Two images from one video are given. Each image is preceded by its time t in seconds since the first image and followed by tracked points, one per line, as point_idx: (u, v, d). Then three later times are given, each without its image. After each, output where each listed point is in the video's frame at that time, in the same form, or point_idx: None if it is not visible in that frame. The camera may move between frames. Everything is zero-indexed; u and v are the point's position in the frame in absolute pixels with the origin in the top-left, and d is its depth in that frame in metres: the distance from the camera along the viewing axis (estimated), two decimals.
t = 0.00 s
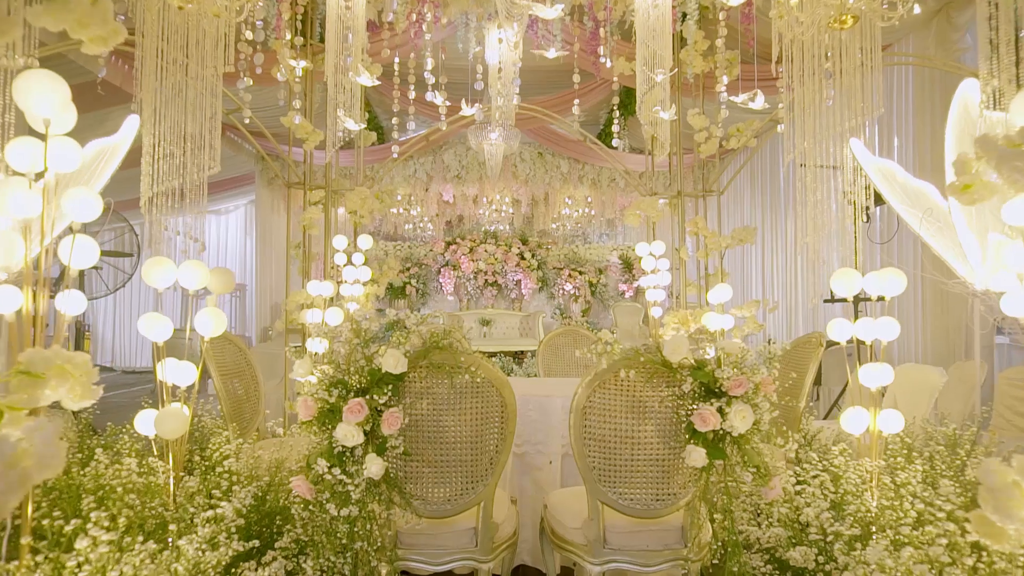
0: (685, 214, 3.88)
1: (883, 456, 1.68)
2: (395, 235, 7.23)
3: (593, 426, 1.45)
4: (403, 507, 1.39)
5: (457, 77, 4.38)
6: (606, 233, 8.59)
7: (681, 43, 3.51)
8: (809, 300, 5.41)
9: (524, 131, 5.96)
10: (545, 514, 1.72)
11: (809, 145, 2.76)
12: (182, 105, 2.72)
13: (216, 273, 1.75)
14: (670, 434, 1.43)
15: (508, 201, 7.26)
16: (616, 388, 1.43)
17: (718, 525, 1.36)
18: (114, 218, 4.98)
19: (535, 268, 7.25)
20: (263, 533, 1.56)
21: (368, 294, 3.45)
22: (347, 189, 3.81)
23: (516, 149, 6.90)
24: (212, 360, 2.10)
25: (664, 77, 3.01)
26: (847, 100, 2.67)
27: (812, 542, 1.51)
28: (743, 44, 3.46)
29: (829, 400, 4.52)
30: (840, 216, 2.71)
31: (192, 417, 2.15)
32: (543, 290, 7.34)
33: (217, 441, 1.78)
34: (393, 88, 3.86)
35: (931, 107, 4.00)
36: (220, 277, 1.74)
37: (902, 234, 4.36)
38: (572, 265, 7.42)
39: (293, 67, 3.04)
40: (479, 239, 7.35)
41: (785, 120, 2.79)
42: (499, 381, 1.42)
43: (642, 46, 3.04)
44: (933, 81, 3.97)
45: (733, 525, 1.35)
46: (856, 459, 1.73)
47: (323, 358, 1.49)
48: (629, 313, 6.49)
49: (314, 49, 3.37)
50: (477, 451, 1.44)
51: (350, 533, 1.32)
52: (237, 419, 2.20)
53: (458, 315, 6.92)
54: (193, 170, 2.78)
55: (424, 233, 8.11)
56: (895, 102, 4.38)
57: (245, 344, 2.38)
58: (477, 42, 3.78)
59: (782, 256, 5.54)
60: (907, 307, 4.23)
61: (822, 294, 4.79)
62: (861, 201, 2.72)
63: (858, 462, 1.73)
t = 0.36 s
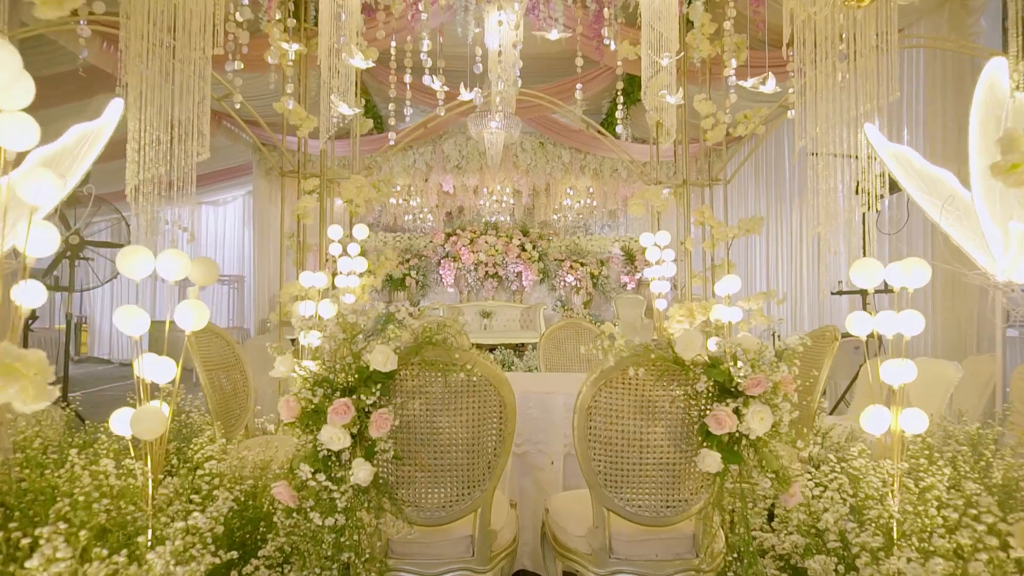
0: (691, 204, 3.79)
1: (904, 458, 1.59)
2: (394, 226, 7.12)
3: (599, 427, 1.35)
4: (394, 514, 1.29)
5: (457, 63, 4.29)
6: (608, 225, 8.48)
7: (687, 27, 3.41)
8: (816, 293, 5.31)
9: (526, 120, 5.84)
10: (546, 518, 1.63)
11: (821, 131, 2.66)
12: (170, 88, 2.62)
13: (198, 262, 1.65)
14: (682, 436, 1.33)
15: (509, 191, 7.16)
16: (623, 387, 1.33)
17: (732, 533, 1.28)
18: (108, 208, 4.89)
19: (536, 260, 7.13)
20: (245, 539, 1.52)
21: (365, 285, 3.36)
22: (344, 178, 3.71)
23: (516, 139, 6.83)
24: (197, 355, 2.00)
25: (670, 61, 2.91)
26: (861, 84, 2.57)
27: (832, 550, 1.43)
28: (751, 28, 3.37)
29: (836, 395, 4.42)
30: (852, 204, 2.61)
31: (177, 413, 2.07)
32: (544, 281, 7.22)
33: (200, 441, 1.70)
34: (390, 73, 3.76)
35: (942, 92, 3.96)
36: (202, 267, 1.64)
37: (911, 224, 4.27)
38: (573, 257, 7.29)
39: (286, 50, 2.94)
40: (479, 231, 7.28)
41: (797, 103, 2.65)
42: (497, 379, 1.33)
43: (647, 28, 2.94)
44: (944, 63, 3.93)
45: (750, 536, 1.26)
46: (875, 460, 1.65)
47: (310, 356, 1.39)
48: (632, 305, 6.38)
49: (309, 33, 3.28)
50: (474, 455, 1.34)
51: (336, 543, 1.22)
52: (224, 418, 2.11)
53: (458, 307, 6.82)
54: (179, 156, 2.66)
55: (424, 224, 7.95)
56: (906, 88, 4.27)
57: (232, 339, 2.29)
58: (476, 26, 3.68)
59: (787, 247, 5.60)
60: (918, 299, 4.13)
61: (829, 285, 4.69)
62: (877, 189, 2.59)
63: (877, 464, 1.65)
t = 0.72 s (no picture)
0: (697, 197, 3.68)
1: (927, 465, 1.49)
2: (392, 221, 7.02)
3: (605, 434, 1.25)
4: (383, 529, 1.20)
5: (456, 51, 4.18)
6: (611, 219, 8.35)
7: (693, 15, 3.31)
8: (822, 288, 5.23)
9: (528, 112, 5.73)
10: (547, 530, 1.55)
11: (835, 120, 2.54)
12: (156, 75, 2.52)
13: (176, 255, 1.54)
14: (694, 446, 1.24)
15: (510, 185, 7.11)
16: (632, 392, 1.23)
17: (748, 550, 1.19)
18: (101, 202, 4.79)
19: (537, 255, 7.02)
20: (223, 555, 1.44)
21: (363, 280, 3.26)
22: (340, 170, 3.61)
23: (517, 133, 6.85)
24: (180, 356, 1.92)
25: (677, 49, 2.80)
26: (877, 71, 2.47)
27: (853, 565, 1.34)
28: (759, 15, 3.26)
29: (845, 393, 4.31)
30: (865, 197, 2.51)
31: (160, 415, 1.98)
32: (546, 277, 7.10)
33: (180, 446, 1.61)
34: (387, 62, 3.66)
35: (955, 78, 3.88)
36: (182, 259, 1.54)
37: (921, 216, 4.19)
38: (575, 252, 7.18)
39: (278, 37, 2.84)
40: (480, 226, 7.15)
41: (809, 91, 2.55)
42: (494, 384, 1.23)
43: (654, 15, 2.83)
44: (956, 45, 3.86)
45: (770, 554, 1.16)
46: (895, 467, 1.56)
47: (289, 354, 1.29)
48: (635, 301, 6.26)
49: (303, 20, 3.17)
50: (470, 465, 1.24)
51: (320, 562, 1.12)
52: (207, 422, 2.03)
53: (459, 303, 6.72)
54: (166, 147, 2.54)
55: (425, 219, 7.66)
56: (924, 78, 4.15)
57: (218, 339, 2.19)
58: (476, 14, 3.57)
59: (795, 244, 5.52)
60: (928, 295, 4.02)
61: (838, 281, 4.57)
62: (892, 181, 2.49)
63: (898, 472, 1.56)
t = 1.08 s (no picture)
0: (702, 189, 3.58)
1: (953, 472, 1.40)
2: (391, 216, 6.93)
3: (609, 440, 1.17)
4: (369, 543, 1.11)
5: (455, 40, 4.07)
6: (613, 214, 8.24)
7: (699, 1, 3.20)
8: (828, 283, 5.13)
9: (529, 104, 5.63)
10: (548, 540, 1.47)
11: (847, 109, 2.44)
12: (142, 63, 2.42)
13: (153, 250, 1.44)
14: (706, 454, 1.15)
15: (511, 179, 7.01)
16: (640, 396, 1.15)
17: (766, 566, 1.10)
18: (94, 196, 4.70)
19: (539, 250, 6.91)
20: (198, 568, 1.35)
21: (358, 275, 3.17)
22: (335, 163, 3.52)
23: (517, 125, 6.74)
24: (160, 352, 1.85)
25: (683, 36, 2.70)
26: (892, 58, 2.37)
27: None
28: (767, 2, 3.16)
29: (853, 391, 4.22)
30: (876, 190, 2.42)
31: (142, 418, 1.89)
32: (547, 272, 7.00)
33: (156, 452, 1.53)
34: (383, 51, 3.56)
35: (968, 65, 3.79)
36: (159, 253, 1.43)
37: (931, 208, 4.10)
38: (577, 247, 7.08)
39: (269, 25, 2.74)
40: (482, 220, 7.07)
41: (821, 79, 2.45)
42: (489, 387, 1.14)
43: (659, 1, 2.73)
44: (969, 27, 3.79)
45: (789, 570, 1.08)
46: (916, 473, 1.47)
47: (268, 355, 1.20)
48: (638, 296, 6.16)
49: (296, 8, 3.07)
50: (464, 474, 1.16)
51: None
52: (190, 422, 1.94)
53: (459, 298, 6.62)
54: (152, 137, 2.45)
55: (425, 214, 7.59)
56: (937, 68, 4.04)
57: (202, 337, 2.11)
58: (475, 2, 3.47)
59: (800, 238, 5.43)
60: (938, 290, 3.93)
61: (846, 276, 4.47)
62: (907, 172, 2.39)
63: (920, 478, 1.47)
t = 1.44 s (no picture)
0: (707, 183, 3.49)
1: (982, 481, 1.31)
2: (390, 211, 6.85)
3: (617, 447, 1.09)
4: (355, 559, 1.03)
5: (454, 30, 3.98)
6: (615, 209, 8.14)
7: None
8: (835, 278, 5.05)
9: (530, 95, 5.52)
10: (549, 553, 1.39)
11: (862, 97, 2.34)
12: (127, 49, 2.33)
13: (129, 240, 1.32)
14: (722, 463, 1.06)
15: (512, 174, 6.92)
16: (650, 400, 1.06)
17: None
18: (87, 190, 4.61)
19: (541, 246, 6.79)
20: None
21: (354, 271, 3.08)
22: (332, 155, 3.43)
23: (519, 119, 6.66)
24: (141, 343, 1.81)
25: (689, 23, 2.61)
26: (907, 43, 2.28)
27: None
28: None
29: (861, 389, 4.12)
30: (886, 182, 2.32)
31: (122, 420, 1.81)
32: (548, 268, 6.90)
33: (130, 457, 1.44)
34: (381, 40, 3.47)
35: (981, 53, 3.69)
36: (135, 243, 1.32)
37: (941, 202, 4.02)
38: (579, 242, 6.99)
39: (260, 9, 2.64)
40: (482, 215, 6.97)
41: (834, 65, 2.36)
42: (485, 390, 1.05)
43: None
44: (982, 14, 3.71)
45: None
46: (942, 481, 1.38)
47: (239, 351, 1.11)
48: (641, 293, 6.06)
49: None
50: (459, 485, 1.07)
51: None
52: (172, 423, 1.85)
53: (459, 294, 6.51)
54: (139, 126, 2.36)
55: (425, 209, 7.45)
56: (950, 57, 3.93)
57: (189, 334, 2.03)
58: None
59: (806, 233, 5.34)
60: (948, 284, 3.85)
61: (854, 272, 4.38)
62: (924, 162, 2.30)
63: (947, 487, 1.37)
